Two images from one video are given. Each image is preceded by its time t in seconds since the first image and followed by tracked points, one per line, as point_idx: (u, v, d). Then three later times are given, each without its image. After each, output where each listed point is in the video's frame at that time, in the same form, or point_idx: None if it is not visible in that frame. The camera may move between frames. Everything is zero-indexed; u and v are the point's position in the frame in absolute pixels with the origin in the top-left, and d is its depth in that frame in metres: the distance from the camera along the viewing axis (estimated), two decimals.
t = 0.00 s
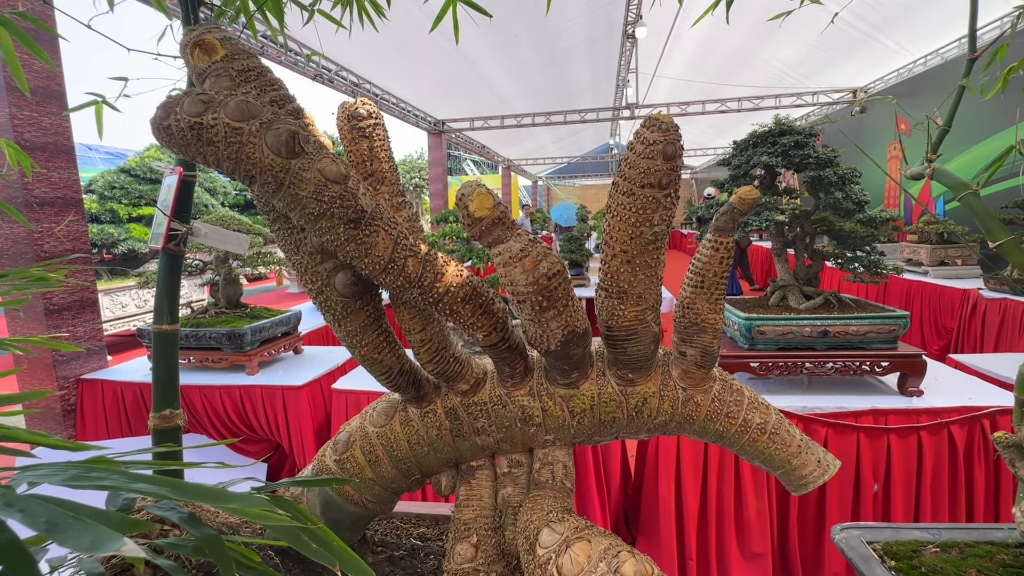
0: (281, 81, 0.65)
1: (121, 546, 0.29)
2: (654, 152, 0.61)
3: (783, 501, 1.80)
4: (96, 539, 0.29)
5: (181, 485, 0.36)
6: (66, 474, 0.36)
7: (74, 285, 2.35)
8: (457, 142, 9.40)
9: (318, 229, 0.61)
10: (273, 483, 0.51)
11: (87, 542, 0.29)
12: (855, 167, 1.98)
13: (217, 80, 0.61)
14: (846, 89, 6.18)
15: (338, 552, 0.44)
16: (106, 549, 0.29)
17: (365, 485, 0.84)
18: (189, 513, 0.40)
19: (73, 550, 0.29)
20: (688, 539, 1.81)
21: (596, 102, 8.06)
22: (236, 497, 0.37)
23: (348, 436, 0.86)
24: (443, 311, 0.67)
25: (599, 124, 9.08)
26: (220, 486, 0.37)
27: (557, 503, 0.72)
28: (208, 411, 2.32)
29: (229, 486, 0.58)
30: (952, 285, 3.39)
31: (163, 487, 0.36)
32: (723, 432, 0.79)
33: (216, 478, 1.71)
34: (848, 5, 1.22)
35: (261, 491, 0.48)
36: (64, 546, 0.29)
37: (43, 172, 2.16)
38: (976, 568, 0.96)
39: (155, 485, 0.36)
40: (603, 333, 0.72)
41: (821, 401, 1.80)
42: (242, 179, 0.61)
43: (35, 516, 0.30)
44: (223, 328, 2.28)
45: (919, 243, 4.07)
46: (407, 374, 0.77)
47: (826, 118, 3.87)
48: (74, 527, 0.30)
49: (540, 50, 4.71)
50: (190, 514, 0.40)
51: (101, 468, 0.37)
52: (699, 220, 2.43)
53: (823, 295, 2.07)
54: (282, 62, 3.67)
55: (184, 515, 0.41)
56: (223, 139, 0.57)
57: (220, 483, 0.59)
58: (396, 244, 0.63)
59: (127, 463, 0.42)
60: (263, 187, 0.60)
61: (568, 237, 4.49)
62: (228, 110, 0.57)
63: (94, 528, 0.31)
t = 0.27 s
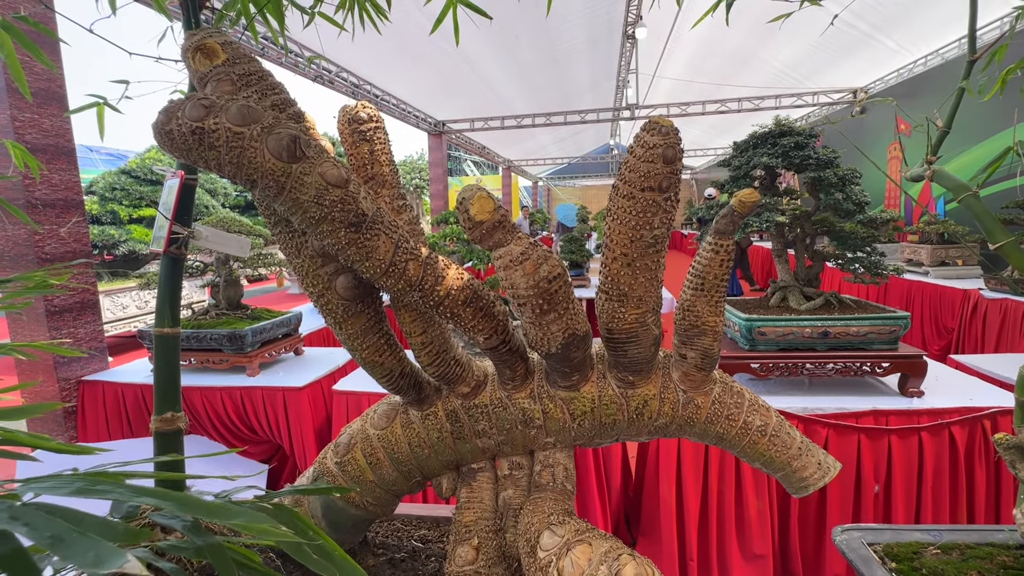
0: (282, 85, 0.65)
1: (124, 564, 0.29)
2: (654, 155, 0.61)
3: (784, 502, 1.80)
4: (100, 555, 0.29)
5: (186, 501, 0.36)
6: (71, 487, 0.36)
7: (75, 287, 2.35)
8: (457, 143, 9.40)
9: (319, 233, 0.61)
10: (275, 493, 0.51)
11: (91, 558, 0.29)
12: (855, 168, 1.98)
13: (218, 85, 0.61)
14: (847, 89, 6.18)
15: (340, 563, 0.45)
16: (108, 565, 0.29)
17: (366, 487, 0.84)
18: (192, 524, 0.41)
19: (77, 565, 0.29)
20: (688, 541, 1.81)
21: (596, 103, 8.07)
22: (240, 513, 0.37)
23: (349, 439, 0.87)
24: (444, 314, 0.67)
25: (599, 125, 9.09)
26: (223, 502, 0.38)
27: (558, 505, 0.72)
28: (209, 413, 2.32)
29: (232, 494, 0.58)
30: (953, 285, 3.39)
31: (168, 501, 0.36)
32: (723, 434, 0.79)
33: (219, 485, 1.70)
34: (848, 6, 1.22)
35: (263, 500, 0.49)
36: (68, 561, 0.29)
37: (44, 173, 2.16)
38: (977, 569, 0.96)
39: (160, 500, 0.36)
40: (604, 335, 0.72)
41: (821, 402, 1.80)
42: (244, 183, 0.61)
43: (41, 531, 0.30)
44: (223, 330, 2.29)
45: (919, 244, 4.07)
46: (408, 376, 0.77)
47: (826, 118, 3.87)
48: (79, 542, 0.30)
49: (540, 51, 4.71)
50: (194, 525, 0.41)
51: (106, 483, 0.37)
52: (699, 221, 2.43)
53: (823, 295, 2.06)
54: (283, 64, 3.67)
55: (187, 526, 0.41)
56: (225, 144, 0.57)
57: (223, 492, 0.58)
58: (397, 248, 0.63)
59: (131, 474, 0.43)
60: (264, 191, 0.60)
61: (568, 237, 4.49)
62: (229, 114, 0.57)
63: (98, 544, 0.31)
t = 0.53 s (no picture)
0: (282, 87, 0.65)
1: (127, 559, 0.29)
2: (655, 156, 0.61)
3: (785, 503, 1.80)
4: (103, 552, 0.30)
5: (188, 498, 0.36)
6: (71, 485, 0.36)
7: (76, 288, 2.35)
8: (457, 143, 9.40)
9: (319, 234, 0.61)
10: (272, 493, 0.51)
11: (93, 554, 0.29)
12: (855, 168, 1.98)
13: (218, 86, 0.61)
14: (847, 89, 6.18)
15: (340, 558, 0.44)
16: (113, 561, 0.29)
17: (366, 489, 0.84)
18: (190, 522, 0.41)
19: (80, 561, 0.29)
20: (689, 541, 1.81)
21: (596, 103, 8.07)
22: (241, 507, 0.37)
23: (349, 440, 0.86)
24: (444, 315, 0.67)
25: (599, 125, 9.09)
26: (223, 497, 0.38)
27: (559, 506, 0.72)
28: (209, 413, 2.32)
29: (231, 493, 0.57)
30: (953, 285, 3.39)
31: (168, 497, 0.37)
32: (724, 435, 0.79)
33: (219, 483, 1.71)
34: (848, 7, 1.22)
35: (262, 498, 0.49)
36: (71, 558, 0.29)
37: (44, 174, 2.16)
38: (979, 570, 0.95)
39: (160, 496, 0.36)
40: (604, 336, 0.72)
41: (822, 402, 1.80)
42: (244, 184, 0.61)
43: (43, 528, 0.31)
44: (224, 330, 2.29)
45: (920, 244, 4.06)
46: (408, 377, 0.77)
47: (826, 119, 3.87)
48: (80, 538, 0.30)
49: (540, 52, 4.71)
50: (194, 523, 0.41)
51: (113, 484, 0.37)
52: (699, 221, 2.43)
53: (823, 295, 2.06)
54: (283, 65, 3.67)
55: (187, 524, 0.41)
56: (224, 145, 0.57)
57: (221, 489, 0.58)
58: (397, 249, 0.63)
59: (131, 474, 0.43)
60: (265, 192, 0.60)
61: (568, 238, 4.49)
62: (229, 116, 0.57)
63: (99, 539, 0.31)
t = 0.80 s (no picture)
0: (281, 85, 0.65)
1: None
2: (655, 155, 0.61)
3: (785, 503, 1.80)
4: None
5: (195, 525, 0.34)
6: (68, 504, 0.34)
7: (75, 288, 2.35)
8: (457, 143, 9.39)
9: (318, 233, 0.61)
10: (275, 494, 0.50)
11: None
12: (855, 168, 1.98)
13: (216, 85, 0.61)
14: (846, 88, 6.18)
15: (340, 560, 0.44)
16: None
17: (366, 489, 0.84)
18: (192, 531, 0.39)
19: None
20: (689, 541, 1.81)
21: (596, 103, 8.07)
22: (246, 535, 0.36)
23: (349, 440, 0.86)
24: (444, 315, 0.67)
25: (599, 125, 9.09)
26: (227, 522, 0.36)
27: (558, 507, 0.72)
28: (209, 414, 2.32)
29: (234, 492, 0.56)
30: (953, 285, 3.39)
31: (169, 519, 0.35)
32: (725, 435, 0.78)
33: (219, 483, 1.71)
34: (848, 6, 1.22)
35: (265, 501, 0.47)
36: None
37: (43, 175, 2.16)
38: (980, 570, 0.95)
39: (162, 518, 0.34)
40: (604, 336, 0.72)
41: (822, 401, 1.80)
42: (242, 184, 0.61)
43: (47, 554, 0.30)
44: (223, 331, 2.28)
45: (920, 243, 4.06)
46: (408, 377, 0.77)
47: (825, 118, 3.87)
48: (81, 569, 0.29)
49: (539, 51, 4.71)
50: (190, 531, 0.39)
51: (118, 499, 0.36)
52: (699, 221, 2.43)
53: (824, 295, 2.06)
54: (282, 65, 3.67)
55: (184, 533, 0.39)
56: (222, 144, 0.57)
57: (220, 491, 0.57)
58: (396, 248, 0.63)
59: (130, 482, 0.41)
60: (263, 192, 0.60)
61: (568, 238, 4.49)
62: (227, 114, 0.57)
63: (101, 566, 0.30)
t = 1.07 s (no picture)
0: (279, 85, 0.65)
1: None
2: (653, 153, 0.61)
3: (785, 501, 1.80)
4: None
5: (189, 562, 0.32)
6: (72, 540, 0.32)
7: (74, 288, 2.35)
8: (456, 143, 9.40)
9: (317, 233, 0.61)
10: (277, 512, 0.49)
11: None
12: (854, 167, 1.98)
13: (214, 84, 0.61)
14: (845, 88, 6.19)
15: None
16: None
17: (365, 488, 0.84)
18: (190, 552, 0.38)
19: None
20: (688, 540, 1.81)
21: (595, 103, 8.08)
22: None
23: (348, 439, 0.86)
24: (442, 314, 0.67)
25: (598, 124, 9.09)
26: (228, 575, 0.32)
27: (557, 506, 0.72)
28: (209, 414, 2.31)
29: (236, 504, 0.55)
30: (952, 284, 3.39)
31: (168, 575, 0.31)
32: (723, 433, 0.79)
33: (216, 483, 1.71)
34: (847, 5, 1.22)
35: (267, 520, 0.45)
36: None
37: (42, 175, 2.16)
38: (978, 568, 0.95)
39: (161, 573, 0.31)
40: (602, 335, 0.72)
41: (821, 401, 1.80)
42: (240, 183, 0.61)
43: None
44: (223, 331, 2.29)
45: (919, 242, 4.07)
46: (407, 376, 0.77)
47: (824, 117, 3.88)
48: None
49: (539, 51, 4.72)
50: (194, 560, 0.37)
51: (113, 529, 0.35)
52: (698, 220, 2.43)
53: (823, 294, 2.06)
54: (282, 65, 3.67)
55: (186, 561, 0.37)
56: (220, 143, 0.57)
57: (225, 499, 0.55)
58: (395, 247, 0.63)
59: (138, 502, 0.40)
60: (261, 191, 0.60)
61: (567, 237, 4.49)
62: (225, 114, 0.57)
63: None
